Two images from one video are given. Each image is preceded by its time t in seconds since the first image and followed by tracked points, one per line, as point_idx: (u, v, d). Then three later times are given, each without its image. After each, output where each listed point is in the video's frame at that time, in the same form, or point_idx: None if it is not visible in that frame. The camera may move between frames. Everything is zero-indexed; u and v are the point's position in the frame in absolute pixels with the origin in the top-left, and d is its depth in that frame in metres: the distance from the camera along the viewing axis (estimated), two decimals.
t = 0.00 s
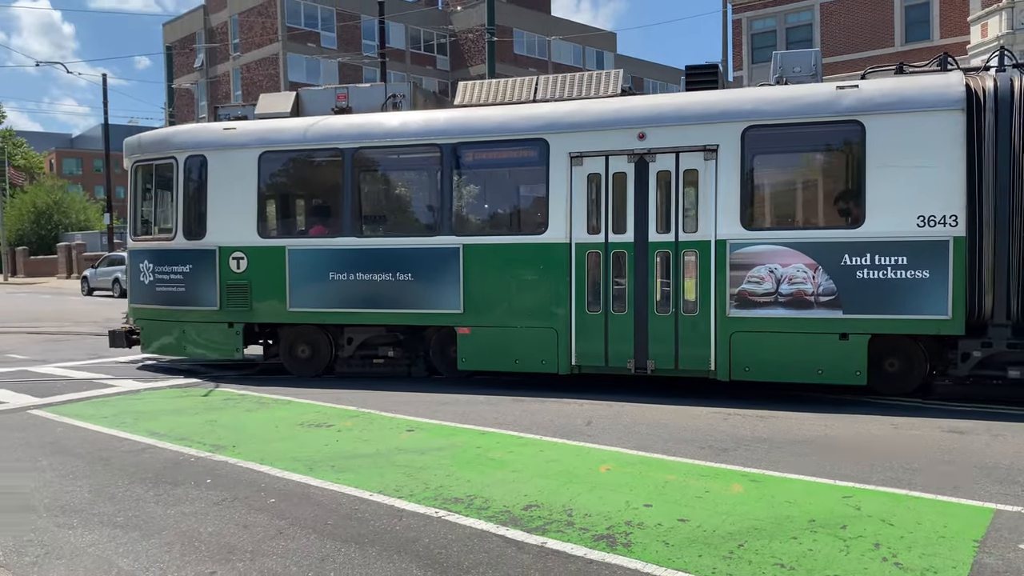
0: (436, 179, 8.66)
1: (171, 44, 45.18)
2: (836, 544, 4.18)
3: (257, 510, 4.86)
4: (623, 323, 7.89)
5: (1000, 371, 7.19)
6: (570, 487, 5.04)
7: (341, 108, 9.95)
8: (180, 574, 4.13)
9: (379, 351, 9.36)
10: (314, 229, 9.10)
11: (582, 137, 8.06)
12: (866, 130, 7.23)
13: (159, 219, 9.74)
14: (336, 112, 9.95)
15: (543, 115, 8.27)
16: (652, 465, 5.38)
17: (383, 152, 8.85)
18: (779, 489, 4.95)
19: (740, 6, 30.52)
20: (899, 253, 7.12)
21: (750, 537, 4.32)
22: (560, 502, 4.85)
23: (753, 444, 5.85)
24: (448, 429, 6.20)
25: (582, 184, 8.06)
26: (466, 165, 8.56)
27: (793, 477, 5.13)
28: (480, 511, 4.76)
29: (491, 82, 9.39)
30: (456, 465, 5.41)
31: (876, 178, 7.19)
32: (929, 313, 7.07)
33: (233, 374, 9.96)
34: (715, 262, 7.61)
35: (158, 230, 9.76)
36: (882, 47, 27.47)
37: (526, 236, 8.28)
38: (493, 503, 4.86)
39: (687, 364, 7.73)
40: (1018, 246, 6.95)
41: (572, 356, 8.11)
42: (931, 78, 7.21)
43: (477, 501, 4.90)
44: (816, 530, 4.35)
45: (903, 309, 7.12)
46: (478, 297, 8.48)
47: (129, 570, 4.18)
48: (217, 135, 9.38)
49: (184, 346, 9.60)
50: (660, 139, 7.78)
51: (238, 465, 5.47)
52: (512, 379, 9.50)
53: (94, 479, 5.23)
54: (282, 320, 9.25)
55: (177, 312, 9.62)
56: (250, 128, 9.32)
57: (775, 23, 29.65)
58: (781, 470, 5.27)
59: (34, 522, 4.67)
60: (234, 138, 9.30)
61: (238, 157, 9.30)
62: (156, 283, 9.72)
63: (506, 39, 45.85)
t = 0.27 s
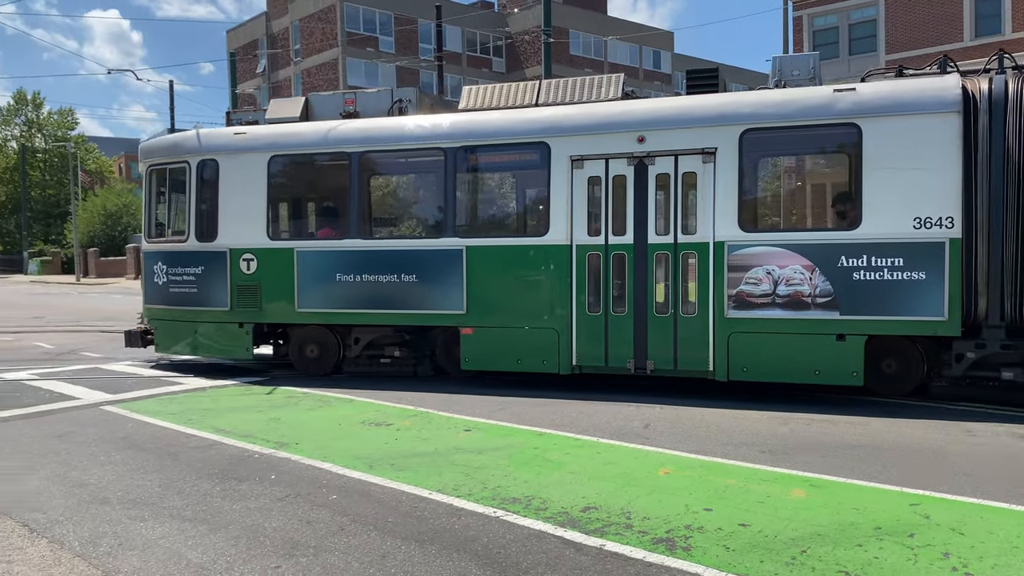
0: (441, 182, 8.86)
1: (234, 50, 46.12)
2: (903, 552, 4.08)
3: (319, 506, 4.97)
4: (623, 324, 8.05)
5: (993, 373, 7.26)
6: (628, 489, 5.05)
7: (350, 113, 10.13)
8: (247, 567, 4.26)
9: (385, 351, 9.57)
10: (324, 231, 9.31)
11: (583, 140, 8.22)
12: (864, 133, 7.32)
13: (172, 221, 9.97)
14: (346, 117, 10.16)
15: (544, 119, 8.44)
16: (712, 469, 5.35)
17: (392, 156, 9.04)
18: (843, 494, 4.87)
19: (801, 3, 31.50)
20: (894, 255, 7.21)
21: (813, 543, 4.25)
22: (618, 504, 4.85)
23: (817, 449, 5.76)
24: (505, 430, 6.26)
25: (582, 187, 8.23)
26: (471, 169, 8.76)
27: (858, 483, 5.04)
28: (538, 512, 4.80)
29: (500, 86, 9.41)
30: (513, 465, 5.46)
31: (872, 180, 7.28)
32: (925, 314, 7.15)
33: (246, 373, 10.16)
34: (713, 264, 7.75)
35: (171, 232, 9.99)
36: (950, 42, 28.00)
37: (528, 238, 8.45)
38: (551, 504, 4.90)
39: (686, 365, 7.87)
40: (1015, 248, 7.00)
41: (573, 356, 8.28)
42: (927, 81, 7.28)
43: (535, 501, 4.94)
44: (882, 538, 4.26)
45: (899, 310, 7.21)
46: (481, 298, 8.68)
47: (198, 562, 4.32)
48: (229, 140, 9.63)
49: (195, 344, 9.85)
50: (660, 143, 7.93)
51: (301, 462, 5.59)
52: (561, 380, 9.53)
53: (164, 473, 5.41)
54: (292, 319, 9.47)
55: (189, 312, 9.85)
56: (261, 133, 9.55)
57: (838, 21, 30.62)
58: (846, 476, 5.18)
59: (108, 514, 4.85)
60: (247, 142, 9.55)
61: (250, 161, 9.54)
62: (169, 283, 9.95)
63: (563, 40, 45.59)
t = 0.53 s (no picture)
0: (443, 185, 9.02)
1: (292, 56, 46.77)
2: (973, 563, 3.97)
3: (378, 504, 5.05)
4: (623, 326, 8.16)
5: (988, 375, 7.25)
6: (685, 494, 5.04)
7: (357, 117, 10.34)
8: (309, 563, 4.35)
9: (391, 351, 9.71)
10: (331, 233, 9.49)
11: (583, 144, 8.36)
12: (860, 136, 7.40)
13: (185, 223, 10.21)
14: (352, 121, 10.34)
15: (545, 123, 8.58)
16: (771, 474, 5.31)
17: (399, 159, 9.20)
18: (908, 501, 4.78)
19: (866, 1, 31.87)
20: (890, 257, 7.27)
21: (877, 551, 4.16)
22: (676, 509, 4.84)
23: (880, 456, 5.66)
24: (560, 432, 6.30)
25: (582, 191, 8.37)
26: (476, 172, 8.90)
27: (924, 491, 4.93)
28: (595, 514, 4.82)
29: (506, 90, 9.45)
30: (569, 468, 5.50)
31: (866, 183, 7.35)
32: (920, 316, 7.22)
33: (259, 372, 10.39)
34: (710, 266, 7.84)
35: (184, 234, 10.24)
36: None
37: (530, 240, 8.58)
38: (608, 506, 4.91)
39: (684, 366, 7.96)
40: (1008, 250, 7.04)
41: (573, 356, 8.40)
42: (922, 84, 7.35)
43: (591, 504, 4.96)
44: (950, 547, 4.16)
45: (895, 311, 7.27)
46: (484, 299, 8.82)
47: (262, 557, 4.43)
48: (240, 144, 9.84)
49: (206, 344, 10.11)
50: (659, 147, 8.04)
51: (360, 460, 5.70)
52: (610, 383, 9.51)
53: (227, 469, 5.56)
54: (300, 320, 9.67)
55: (201, 313, 10.10)
56: (270, 137, 9.75)
57: (901, 17, 30.65)
58: (911, 483, 5.07)
59: (175, 508, 5.00)
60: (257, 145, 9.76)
61: (259, 164, 9.75)
62: (182, 284, 10.21)
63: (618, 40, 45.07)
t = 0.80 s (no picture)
0: (446, 189, 9.26)
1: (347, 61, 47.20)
2: None
3: (432, 503, 5.10)
4: (621, 327, 8.33)
5: (979, 377, 7.38)
6: (742, 499, 5.00)
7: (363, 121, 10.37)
8: (365, 560, 4.42)
9: (396, 351, 9.95)
10: (338, 236, 9.76)
11: (582, 148, 8.56)
12: (856, 141, 7.56)
13: (196, 226, 10.54)
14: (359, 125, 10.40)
15: (545, 128, 8.79)
16: (830, 480, 5.24)
17: (406, 164, 9.45)
18: (974, 511, 4.66)
19: None
20: (884, 261, 7.42)
21: (943, 561, 4.06)
22: (731, 514, 4.79)
23: (945, 464, 5.53)
24: (614, 434, 6.30)
25: (582, 193, 8.56)
26: (479, 176, 9.14)
27: (991, 500, 4.81)
28: (649, 518, 4.80)
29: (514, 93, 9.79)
30: (623, 470, 5.50)
31: (857, 188, 7.52)
32: (913, 319, 7.35)
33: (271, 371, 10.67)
34: (706, 268, 8.02)
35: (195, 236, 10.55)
36: None
37: (530, 242, 8.80)
38: (662, 511, 4.89)
39: (681, 367, 8.12)
40: (999, 256, 7.18)
41: (572, 357, 8.59)
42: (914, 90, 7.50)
43: (646, 508, 4.94)
44: (1020, 560, 4.03)
45: (888, 314, 7.41)
46: (486, 301, 9.05)
47: (319, 553, 4.52)
48: (249, 148, 10.15)
49: (217, 343, 10.40)
50: (656, 151, 8.23)
51: (414, 459, 5.76)
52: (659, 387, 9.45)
53: (285, 466, 5.68)
54: (306, 320, 9.95)
55: (211, 312, 10.42)
56: (278, 142, 10.04)
57: (966, 12, 30.31)
58: (978, 492, 4.95)
59: (235, 504, 5.12)
60: (266, 149, 10.06)
61: (268, 168, 10.05)
62: (192, 285, 10.52)
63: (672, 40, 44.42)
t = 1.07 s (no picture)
0: (447, 192, 9.38)
1: (397, 64, 47.63)
2: None
3: (483, 503, 5.13)
4: (618, 328, 8.41)
5: (970, 378, 7.45)
6: (797, 505, 4.93)
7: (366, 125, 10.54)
8: (416, 559, 4.46)
9: (397, 351, 10.06)
10: (341, 237, 9.93)
11: (580, 151, 8.66)
12: (850, 145, 7.62)
13: (204, 227, 10.72)
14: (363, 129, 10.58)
15: (544, 132, 8.88)
16: (888, 488, 5.13)
17: (408, 166, 9.58)
18: None
19: None
20: (876, 263, 7.48)
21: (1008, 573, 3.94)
22: (786, 520, 4.72)
23: (1009, 473, 5.37)
24: (666, 438, 6.26)
25: (581, 197, 8.65)
26: (480, 178, 9.23)
27: None
28: (702, 523, 4.76)
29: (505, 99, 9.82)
30: (675, 475, 5.48)
31: (852, 191, 7.59)
32: (906, 321, 7.41)
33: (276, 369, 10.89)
34: (704, 271, 8.09)
35: (203, 237, 10.74)
36: None
37: (528, 244, 8.91)
38: (715, 515, 4.84)
39: (678, 368, 8.19)
40: (990, 257, 7.15)
41: (569, 357, 8.69)
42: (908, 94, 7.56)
43: (698, 512, 4.90)
44: None
45: (881, 316, 7.47)
46: (484, 303, 9.19)
47: (372, 551, 4.57)
48: (255, 151, 10.33)
49: (224, 343, 10.58)
50: (653, 154, 8.32)
51: (464, 459, 5.81)
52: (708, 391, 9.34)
53: (339, 464, 5.76)
54: (311, 320, 10.12)
55: (218, 312, 10.60)
56: (284, 146, 10.21)
57: None
58: None
59: (290, 500, 5.21)
60: (271, 152, 10.23)
61: (274, 170, 10.23)
62: (200, 285, 10.72)
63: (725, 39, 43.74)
